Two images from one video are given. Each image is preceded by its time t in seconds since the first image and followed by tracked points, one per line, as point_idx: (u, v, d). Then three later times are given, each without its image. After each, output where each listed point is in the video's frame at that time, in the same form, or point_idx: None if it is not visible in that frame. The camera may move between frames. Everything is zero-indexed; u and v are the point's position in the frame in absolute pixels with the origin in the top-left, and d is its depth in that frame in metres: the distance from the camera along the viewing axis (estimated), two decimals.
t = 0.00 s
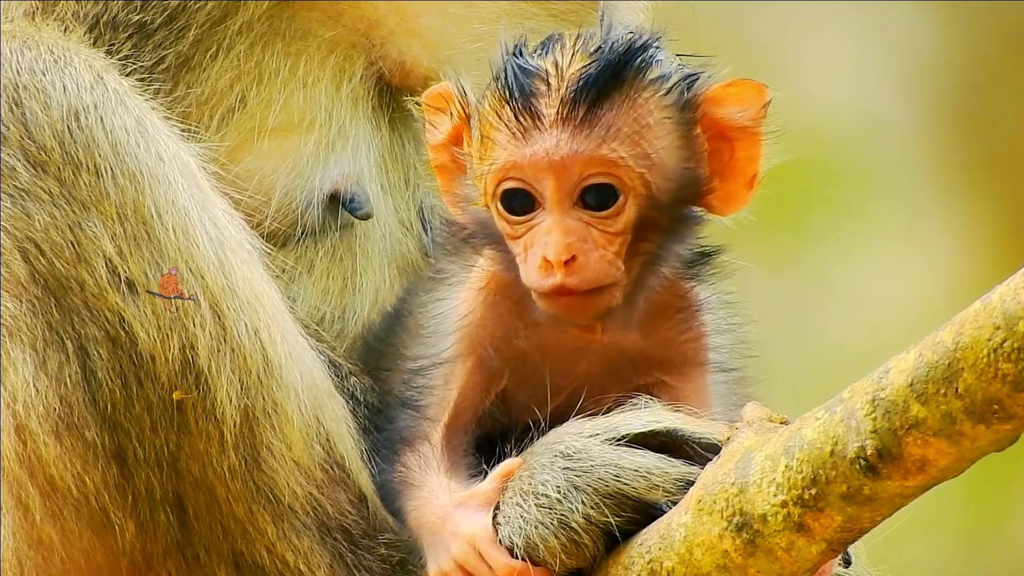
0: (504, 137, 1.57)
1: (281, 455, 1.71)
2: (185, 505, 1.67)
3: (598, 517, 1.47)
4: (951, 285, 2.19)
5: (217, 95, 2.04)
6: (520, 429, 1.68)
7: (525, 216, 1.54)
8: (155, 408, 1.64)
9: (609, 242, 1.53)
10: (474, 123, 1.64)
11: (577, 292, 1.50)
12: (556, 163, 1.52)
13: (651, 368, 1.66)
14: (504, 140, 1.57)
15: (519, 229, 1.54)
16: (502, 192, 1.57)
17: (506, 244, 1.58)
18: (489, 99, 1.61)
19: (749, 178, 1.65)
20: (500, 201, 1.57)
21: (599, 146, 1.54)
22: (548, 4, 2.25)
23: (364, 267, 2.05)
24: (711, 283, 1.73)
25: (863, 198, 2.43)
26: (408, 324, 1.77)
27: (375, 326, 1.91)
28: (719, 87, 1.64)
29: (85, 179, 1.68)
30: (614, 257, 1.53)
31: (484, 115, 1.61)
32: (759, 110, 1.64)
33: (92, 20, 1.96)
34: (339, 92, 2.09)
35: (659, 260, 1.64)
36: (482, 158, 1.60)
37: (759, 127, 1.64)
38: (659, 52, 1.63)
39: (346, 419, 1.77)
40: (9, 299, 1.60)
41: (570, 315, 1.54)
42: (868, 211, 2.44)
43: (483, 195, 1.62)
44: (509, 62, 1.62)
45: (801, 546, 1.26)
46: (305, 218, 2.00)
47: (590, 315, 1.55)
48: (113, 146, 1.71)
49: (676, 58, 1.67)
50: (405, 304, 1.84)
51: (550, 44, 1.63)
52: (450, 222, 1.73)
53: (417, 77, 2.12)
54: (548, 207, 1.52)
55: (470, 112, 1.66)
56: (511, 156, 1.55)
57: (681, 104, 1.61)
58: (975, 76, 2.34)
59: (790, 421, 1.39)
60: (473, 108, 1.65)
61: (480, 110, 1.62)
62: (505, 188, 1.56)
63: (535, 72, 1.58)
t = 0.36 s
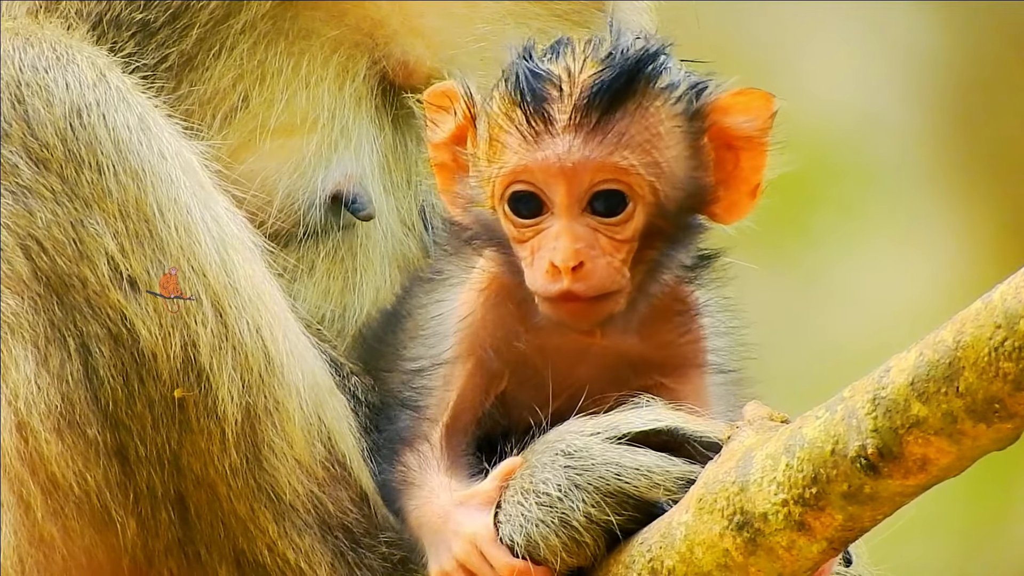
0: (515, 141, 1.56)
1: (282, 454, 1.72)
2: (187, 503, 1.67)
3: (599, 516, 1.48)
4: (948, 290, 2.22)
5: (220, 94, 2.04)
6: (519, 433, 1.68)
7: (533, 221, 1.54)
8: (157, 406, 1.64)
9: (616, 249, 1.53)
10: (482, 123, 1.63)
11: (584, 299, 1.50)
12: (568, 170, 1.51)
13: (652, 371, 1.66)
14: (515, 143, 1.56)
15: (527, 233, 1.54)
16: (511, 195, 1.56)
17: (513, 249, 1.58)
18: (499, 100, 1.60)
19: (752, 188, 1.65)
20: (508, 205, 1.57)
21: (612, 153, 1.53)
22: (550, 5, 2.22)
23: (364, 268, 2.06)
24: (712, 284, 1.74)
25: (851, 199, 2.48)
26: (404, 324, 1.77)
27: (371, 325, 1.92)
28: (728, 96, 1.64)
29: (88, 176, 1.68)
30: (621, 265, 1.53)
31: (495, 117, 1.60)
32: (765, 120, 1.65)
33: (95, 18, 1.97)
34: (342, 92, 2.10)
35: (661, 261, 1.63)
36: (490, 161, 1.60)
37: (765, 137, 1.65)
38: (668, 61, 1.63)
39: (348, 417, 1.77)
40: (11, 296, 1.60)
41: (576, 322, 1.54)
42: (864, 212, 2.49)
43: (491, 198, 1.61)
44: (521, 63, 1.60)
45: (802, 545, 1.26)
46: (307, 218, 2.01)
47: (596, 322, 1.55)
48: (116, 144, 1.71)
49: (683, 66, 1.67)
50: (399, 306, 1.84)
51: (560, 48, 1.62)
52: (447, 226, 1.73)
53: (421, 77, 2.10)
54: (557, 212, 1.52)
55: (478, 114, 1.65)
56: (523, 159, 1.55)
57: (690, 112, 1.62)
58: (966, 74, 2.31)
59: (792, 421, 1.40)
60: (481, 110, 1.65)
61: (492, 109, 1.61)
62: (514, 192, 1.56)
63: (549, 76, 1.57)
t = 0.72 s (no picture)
0: (505, 151, 1.55)
1: (282, 455, 1.71)
2: (186, 503, 1.67)
3: (598, 516, 1.48)
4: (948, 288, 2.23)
5: (218, 96, 2.05)
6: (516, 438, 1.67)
7: (527, 229, 1.53)
8: (156, 407, 1.64)
9: (611, 256, 1.52)
10: (468, 136, 1.61)
11: (580, 307, 1.50)
12: (562, 178, 1.51)
13: (644, 374, 1.66)
14: (505, 153, 1.55)
15: (521, 241, 1.53)
16: (504, 205, 1.55)
17: (507, 259, 1.57)
18: (485, 111, 1.58)
19: (735, 191, 1.66)
20: (501, 214, 1.56)
21: (604, 159, 1.53)
22: (549, 5, 2.23)
23: (363, 270, 2.03)
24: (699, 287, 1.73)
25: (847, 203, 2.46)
26: (388, 327, 1.74)
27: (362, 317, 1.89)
28: (711, 101, 1.65)
29: (87, 178, 1.68)
30: (616, 271, 1.52)
31: (481, 128, 1.59)
32: (748, 124, 1.66)
33: (94, 20, 1.97)
34: (341, 93, 2.09)
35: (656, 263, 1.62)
36: (478, 174, 1.58)
37: (749, 141, 1.66)
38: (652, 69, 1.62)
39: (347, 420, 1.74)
40: (10, 297, 1.60)
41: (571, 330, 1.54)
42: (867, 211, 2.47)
43: (480, 209, 1.60)
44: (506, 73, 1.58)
45: (801, 546, 1.26)
46: (306, 219, 2.02)
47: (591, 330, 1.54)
48: (115, 145, 1.71)
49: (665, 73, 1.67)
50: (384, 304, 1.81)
51: (543, 57, 1.61)
52: (429, 234, 1.71)
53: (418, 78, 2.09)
54: (551, 221, 1.51)
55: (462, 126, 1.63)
56: (516, 168, 1.54)
57: (677, 117, 1.61)
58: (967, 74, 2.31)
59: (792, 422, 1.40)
60: (466, 121, 1.62)
61: (478, 120, 1.60)
62: (507, 202, 1.55)
63: (537, 84, 1.55)
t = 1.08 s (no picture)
0: (480, 156, 1.56)
1: (279, 456, 1.71)
2: (184, 505, 1.67)
3: (597, 518, 1.47)
4: (931, 298, 2.56)
5: (216, 96, 2.04)
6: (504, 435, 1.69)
7: (502, 236, 1.54)
8: (154, 408, 1.64)
9: (586, 265, 1.53)
10: (444, 138, 1.63)
11: (553, 315, 1.50)
12: (536, 187, 1.51)
13: (620, 371, 1.68)
14: (482, 158, 1.55)
15: (496, 248, 1.54)
16: (480, 211, 1.56)
17: (481, 264, 1.57)
18: (462, 114, 1.60)
19: (712, 197, 1.69)
20: (476, 220, 1.57)
21: (583, 169, 1.54)
22: (546, 4, 2.23)
23: (364, 269, 2.03)
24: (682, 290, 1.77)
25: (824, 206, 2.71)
26: (380, 325, 1.76)
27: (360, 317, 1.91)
28: (689, 108, 1.68)
29: (84, 179, 1.68)
30: (590, 280, 1.53)
31: (458, 132, 1.60)
32: (725, 131, 1.69)
33: (91, 22, 1.96)
34: (338, 94, 2.09)
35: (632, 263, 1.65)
36: (456, 181, 1.59)
37: (726, 148, 1.69)
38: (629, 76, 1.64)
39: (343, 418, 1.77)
40: (8, 299, 1.59)
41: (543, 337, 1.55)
42: (863, 213, 2.75)
43: (458, 213, 1.61)
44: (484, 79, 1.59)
45: (800, 547, 1.26)
46: (303, 218, 2.02)
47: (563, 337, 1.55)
48: (112, 147, 1.71)
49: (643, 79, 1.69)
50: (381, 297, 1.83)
51: (521, 61, 1.62)
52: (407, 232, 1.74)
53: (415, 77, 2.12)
54: (526, 228, 1.52)
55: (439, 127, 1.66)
56: (491, 176, 1.54)
57: (654, 126, 1.64)
58: (967, 75, 2.56)
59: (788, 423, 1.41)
60: (442, 124, 1.65)
61: (456, 123, 1.61)
62: (483, 207, 1.55)
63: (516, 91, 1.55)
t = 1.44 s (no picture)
0: (501, 165, 1.53)
1: (276, 458, 1.71)
2: (182, 508, 1.66)
3: (595, 519, 1.47)
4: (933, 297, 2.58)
5: (210, 95, 2.04)
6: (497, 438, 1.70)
7: (519, 245, 1.52)
8: (151, 412, 1.63)
9: (600, 276, 1.53)
10: (447, 139, 1.60)
11: (569, 325, 1.50)
12: (560, 200, 1.50)
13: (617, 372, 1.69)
14: (504, 167, 1.53)
15: (511, 257, 1.53)
16: (495, 218, 1.54)
17: (491, 272, 1.56)
18: (464, 115, 1.57)
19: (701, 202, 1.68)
20: (491, 228, 1.55)
21: (603, 182, 1.53)
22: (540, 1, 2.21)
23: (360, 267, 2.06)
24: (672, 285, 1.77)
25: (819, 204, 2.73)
26: (371, 324, 1.76)
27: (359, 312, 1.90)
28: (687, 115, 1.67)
29: (80, 183, 1.67)
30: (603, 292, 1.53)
31: (473, 139, 1.56)
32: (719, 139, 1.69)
33: (84, 22, 1.96)
34: (333, 91, 2.09)
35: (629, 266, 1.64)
36: (469, 187, 1.57)
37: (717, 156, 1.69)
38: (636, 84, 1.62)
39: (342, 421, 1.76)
40: (5, 304, 1.59)
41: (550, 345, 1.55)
42: (862, 214, 2.75)
43: (467, 219, 1.58)
44: (497, 86, 1.55)
45: (799, 547, 1.26)
46: (298, 216, 2.02)
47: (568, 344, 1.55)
48: (108, 150, 1.70)
49: (643, 83, 1.67)
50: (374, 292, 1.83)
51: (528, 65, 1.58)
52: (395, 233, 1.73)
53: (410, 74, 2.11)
54: (544, 240, 1.51)
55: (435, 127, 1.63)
56: (513, 187, 1.52)
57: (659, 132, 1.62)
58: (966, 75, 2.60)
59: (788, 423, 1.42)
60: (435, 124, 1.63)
61: (468, 128, 1.57)
62: (499, 215, 1.54)
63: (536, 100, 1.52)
